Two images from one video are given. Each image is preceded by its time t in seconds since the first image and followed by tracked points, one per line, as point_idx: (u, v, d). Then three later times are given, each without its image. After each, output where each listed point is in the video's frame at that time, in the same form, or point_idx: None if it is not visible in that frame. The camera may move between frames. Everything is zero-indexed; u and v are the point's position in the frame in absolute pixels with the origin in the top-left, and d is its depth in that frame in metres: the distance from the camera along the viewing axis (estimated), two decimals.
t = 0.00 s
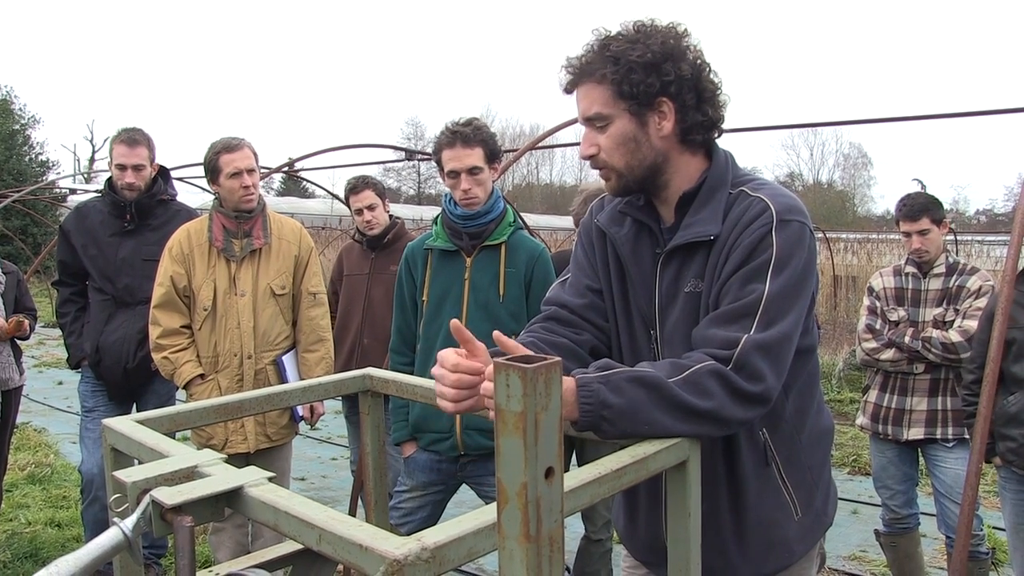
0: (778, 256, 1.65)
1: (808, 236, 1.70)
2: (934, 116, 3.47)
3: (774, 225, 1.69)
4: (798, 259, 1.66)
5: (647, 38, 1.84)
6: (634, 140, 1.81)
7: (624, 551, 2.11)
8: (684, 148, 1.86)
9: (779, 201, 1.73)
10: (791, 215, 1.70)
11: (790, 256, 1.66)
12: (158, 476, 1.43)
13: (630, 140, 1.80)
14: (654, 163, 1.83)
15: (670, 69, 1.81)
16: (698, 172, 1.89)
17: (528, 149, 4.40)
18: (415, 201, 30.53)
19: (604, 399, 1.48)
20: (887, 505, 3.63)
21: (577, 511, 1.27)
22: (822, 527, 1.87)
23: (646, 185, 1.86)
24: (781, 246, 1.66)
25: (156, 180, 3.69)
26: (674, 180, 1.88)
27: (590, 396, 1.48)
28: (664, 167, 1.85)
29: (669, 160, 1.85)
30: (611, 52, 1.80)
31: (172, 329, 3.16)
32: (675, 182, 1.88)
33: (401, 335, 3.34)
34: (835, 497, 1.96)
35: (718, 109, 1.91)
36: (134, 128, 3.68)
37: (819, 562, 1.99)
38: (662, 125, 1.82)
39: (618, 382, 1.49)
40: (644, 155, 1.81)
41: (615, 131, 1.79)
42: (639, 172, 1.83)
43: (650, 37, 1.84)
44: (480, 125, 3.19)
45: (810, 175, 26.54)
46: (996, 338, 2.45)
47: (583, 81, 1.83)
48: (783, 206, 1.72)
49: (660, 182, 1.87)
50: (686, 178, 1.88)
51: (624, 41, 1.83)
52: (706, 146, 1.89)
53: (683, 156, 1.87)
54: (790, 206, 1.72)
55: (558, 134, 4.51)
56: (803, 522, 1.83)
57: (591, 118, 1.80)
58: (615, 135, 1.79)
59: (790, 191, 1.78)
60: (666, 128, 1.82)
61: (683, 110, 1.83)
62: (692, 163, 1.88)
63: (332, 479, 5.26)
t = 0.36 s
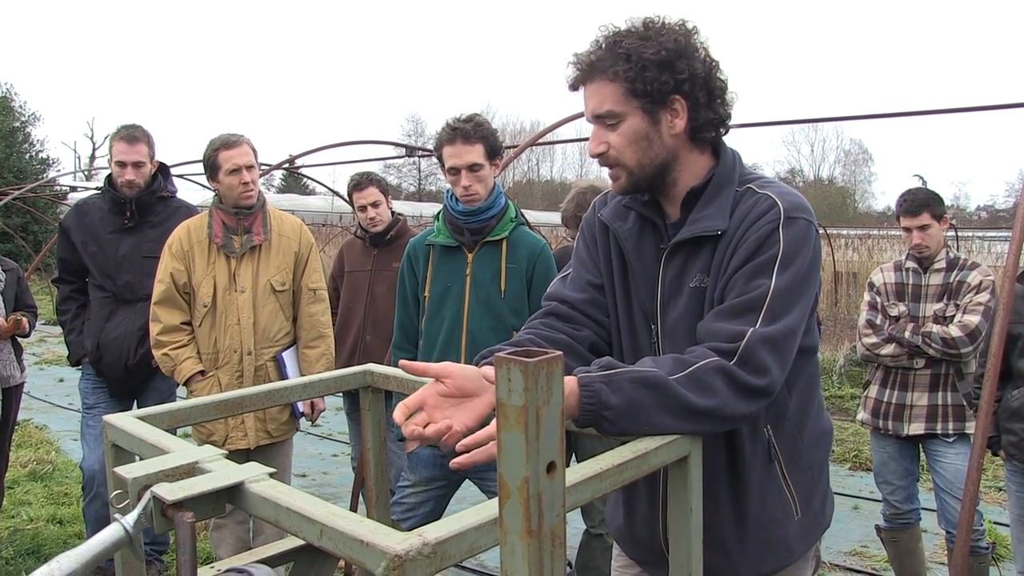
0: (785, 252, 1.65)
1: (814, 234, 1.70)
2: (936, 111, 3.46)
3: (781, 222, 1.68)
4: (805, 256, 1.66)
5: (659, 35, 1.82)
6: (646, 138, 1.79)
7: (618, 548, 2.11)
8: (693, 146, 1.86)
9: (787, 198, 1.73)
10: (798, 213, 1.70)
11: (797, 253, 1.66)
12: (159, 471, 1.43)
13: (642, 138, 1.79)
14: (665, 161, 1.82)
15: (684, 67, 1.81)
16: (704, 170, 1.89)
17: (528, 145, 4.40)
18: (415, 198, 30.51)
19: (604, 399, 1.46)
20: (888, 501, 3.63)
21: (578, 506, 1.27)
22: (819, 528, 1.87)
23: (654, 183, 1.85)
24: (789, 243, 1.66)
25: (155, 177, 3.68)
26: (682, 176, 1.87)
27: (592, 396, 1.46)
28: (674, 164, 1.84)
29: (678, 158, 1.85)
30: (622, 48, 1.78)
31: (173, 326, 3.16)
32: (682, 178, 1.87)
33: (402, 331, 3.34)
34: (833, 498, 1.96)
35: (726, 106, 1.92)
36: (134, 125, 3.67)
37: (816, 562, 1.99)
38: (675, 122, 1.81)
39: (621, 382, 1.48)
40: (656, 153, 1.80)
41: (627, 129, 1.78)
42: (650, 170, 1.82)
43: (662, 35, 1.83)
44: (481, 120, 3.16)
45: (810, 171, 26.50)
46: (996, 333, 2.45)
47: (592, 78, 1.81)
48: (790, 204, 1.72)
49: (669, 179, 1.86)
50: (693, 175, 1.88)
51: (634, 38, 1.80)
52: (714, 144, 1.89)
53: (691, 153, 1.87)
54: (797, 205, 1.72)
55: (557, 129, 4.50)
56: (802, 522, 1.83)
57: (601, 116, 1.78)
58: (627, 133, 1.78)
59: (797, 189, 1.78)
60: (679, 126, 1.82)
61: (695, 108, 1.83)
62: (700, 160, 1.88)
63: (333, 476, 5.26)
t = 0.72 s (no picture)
0: (788, 249, 1.65)
1: (817, 233, 1.70)
2: (936, 107, 3.45)
3: (784, 220, 1.68)
4: (808, 255, 1.66)
5: (664, 31, 1.83)
6: (651, 133, 1.79)
7: (616, 547, 2.11)
8: (697, 143, 1.86)
9: (790, 197, 1.72)
10: (801, 212, 1.70)
11: (800, 251, 1.65)
12: (158, 471, 1.43)
13: (647, 133, 1.79)
14: (669, 157, 1.82)
15: (688, 63, 1.81)
16: (707, 167, 1.88)
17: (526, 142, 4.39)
18: (415, 196, 30.50)
19: (602, 390, 1.47)
20: (888, 497, 3.63)
21: (578, 504, 1.27)
22: (818, 528, 1.87)
23: (659, 179, 1.84)
24: (792, 241, 1.66)
25: (155, 175, 3.68)
26: (685, 173, 1.86)
27: (590, 387, 1.47)
28: (678, 160, 1.84)
29: (683, 154, 1.84)
30: (628, 44, 1.79)
31: (172, 324, 3.15)
32: (686, 175, 1.87)
33: (402, 329, 3.33)
34: (832, 500, 1.96)
35: (730, 103, 1.92)
36: (133, 124, 3.66)
37: (814, 563, 1.98)
38: (679, 118, 1.81)
39: (617, 372, 1.49)
40: (660, 148, 1.80)
41: (632, 124, 1.78)
42: (654, 166, 1.81)
43: (666, 31, 1.83)
44: (479, 118, 3.16)
45: (810, 167, 26.48)
46: (997, 330, 2.44)
47: (598, 73, 1.81)
48: (793, 202, 1.71)
49: (673, 176, 1.86)
50: (697, 172, 1.87)
51: (639, 34, 1.81)
52: (718, 142, 1.89)
53: (696, 149, 1.86)
54: (801, 203, 1.72)
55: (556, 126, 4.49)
56: (801, 521, 1.82)
57: (606, 110, 1.78)
58: (631, 128, 1.78)
59: (800, 188, 1.78)
60: (683, 122, 1.82)
61: (699, 103, 1.83)
62: (704, 157, 1.87)
63: (333, 475, 5.26)
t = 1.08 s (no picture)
0: (785, 252, 1.65)
1: (814, 235, 1.70)
2: (935, 110, 3.45)
3: (782, 222, 1.68)
4: (805, 257, 1.66)
5: (660, 32, 1.84)
6: (648, 135, 1.79)
7: (614, 550, 2.11)
8: (695, 144, 1.86)
9: (788, 200, 1.73)
10: (799, 215, 1.70)
11: (797, 253, 1.66)
12: (155, 472, 1.42)
13: (644, 134, 1.79)
14: (666, 158, 1.82)
15: (685, 63, 1.81)
16: (705, 169, 1.88)
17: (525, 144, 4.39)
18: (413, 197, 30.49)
19: (597, 391, 1.47)
20: (886, 500, 3.63)
21: (575, 506, 1.27)
22: (817, 532, 1.86)
23: (657, 181, 1.84)
24: (789, 244, 1.66)
25: (154, 176, 3.68)
26: (683, 175, 1.86)
27: (585, 388, 1.47)
28: (676, 162, 1.84)
29: (681, 155, 1.85)
30: (624, 46, 1.79)
31: (169, 325, 3.15)
32: (684, 178, 1.87)
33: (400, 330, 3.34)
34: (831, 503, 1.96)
35: (728, 105, 1.91)
36: (133, 124, 3.66)
37: (813, 566, 1.98)
38: (676, 119, 1.81)
39: (612, 373, 1.49)
40: (658, 150, 1.80)
41: (629, 125, 1.78)
42: (651, 168, 1.81)
43: (663, 32, 1.84)
44: (478, 120, 3.16)
45: (809, 171, 26.50)
46: (996, 334, 2.44)
47: (595, 75, 1.82)
48: (791, 205, 1.71)
49: (671, 178, 1.86)
50: (695, 175, 1.87)
51: (636, 36, 1.82)
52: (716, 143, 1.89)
53: (693, 151, 1.86)
54: (799, 206, 1.72)
55: (555, 129, 4.49)
56: (800, 525, 1.82)
57: (604, 112, 1.79)
58: (629, 130, 1.78)
59: (798, 190, 1.78)
60: (680, 122, 1.82)
61: (696, 104, 1.83)
62: (701, 159, 1.87)
63: (331, 476, 5.26)
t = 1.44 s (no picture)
0: (790, 251, 1.65)
1: (819, 235, 1.70)
2: (936, 109, 3.45)
3: (787, 222, 1.68)
4: (810, 257, 1.66)
5: (660, 32, 1.84)
6: (651, 134, 1.79)
7: (616, 550, 2.11)
8: (698, 144, 1.86)
9: (793, 199, 1.72)
10: (804, 214, 1.70)
11: (802, 252, 1.65)
12: (155, 471, 1.42)
13: (646, 133, 1.79)
14: (670, 158, 1.82)
15: (685, 61, 1.81)
16: (710, 169, 1.88)
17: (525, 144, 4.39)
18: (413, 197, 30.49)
19: (596, 389, 1.47)
20: (886, 500, 3.63)
21: (576, 505, 1.27)
22: (822, 534, 1.86)
23: (661, 181, 1.84)
24: (793, 243, 1.66)
25: (154, 175, 3.67)
26: (688, 175, 1.86)
27: (584, 387, 1.47)
28: (680, 162, 1.84)
29: (685, 155, 1.84)
30: (625, 46, 1.80)
31: (170, 325, 3.15)
32: (689, 178, 1.86)
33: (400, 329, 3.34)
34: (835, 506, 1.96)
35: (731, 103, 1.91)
36: (133, 124, 3.66)
37: (816, 568, 1.98)
38: (678, 117, 1.81)
39: (611, 372, 1.50)
40: (661, 149, 1.80)
41: (631, 125, 1.78)
42: (655, 167, 1.81)
43: (662, 32, 1.84)
44: (478, 118, 3.17)
45: (809, 170, 26.50)
46: (996, 334, 2.44)
47: (597, 77, 1.82)
48: (796, 204, 1.71)
49: (675, 178, 1.86)
50: (699, 175, 1.87)
51: (636, 37, 1.82)
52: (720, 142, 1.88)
53: (697, 150, 1.86)
54: (804, 205, 1.72)
55: (555, 128, 4.49)
56: (805, 527, 1.82)
57: (606, 113, 1.79)
58: (631, 129, 1.78)
59: (803, 190, 1.78)
60: (683, 121, 1.82)
61: (698, 102, 1.83)
62: (705, 159, 1.87)
63: (331, 475, 5.26)
